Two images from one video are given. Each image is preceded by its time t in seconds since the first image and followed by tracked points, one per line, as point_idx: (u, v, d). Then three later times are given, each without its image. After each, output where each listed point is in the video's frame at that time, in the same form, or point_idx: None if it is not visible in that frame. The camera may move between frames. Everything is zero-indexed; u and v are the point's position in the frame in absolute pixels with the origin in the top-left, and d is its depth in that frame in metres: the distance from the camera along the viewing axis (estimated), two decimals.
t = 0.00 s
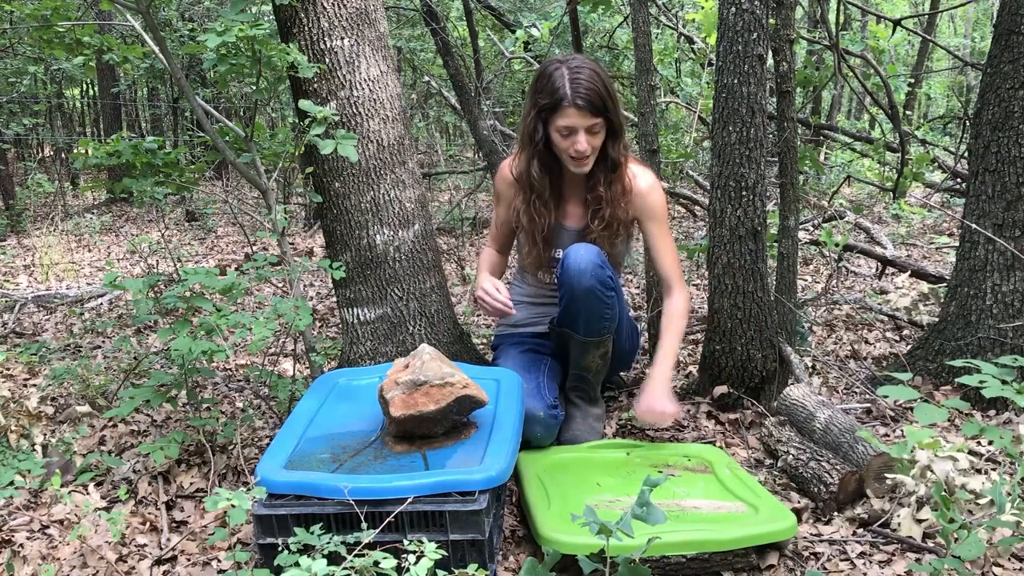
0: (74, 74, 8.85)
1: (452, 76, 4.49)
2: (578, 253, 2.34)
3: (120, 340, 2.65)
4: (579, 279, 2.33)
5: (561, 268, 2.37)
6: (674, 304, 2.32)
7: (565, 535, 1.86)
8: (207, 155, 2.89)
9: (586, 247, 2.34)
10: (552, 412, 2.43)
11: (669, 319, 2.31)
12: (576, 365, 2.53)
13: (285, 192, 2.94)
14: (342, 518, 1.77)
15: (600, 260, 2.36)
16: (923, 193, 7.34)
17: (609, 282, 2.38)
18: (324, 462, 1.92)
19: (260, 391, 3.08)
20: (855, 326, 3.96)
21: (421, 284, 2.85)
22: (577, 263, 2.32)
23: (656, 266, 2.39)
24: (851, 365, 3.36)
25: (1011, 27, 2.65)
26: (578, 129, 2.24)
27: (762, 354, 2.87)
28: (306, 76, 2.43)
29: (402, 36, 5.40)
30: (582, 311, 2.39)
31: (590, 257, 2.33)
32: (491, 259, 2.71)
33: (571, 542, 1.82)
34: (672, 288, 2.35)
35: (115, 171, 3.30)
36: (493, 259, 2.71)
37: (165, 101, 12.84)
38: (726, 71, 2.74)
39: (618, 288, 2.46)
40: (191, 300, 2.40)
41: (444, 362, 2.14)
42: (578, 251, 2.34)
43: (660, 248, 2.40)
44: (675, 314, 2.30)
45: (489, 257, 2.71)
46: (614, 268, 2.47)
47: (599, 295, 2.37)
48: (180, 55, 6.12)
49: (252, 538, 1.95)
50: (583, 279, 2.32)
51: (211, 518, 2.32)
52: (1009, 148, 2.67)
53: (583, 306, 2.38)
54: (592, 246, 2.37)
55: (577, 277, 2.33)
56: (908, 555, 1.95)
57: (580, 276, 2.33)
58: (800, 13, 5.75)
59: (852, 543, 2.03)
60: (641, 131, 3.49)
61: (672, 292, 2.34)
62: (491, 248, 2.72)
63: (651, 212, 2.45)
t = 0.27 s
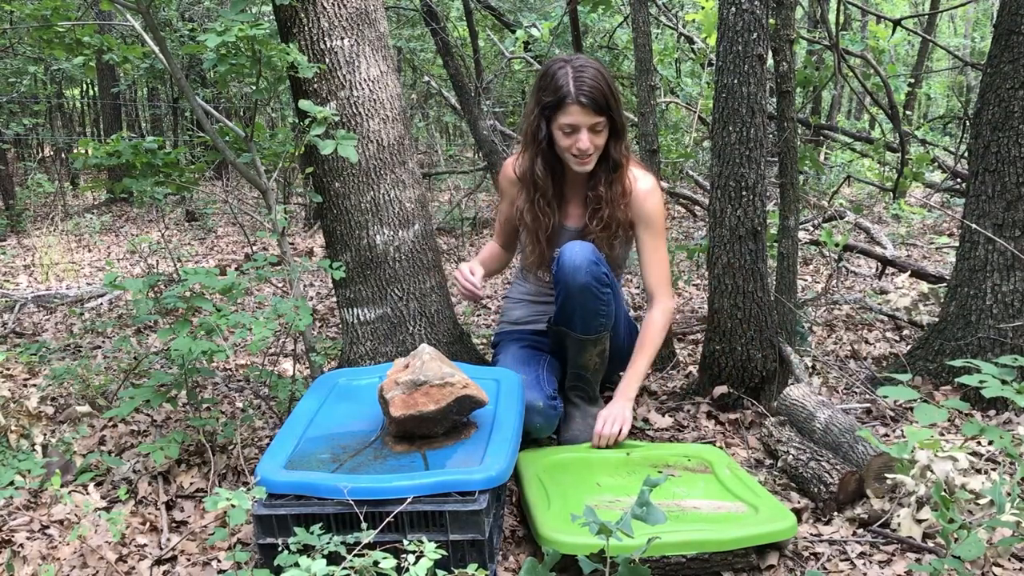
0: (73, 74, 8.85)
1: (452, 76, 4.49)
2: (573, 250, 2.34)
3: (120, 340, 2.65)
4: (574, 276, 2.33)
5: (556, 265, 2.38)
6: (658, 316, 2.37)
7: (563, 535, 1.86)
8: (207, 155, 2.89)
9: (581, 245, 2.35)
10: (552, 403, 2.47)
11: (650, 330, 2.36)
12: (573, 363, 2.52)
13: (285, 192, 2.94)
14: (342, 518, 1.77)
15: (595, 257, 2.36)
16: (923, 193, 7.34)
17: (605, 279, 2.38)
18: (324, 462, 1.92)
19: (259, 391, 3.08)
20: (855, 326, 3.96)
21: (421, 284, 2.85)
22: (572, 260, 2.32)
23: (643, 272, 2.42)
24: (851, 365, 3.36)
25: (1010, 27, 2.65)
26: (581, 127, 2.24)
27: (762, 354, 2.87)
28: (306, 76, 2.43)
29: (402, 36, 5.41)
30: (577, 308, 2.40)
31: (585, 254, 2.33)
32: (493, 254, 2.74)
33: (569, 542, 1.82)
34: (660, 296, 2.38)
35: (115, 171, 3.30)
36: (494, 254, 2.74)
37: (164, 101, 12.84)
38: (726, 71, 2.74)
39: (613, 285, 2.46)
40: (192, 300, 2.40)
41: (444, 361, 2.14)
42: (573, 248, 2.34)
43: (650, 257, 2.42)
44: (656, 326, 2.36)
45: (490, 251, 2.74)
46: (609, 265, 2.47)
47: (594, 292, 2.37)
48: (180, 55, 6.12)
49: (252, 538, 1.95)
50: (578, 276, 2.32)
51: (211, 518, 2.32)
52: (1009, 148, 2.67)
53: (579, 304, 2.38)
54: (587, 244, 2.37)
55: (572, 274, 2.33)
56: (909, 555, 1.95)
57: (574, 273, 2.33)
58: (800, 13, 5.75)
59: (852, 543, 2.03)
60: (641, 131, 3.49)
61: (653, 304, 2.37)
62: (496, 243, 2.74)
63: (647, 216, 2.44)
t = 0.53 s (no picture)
0: (73, 74, 8.85)
1: (452, 76, 4.49)
2: (558, 252, 2.33)
3: (120, 340, 2.65)
4: (559, 277, 2.33)
5: (543, 268, 2.38)
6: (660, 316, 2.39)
7: (562, 537, 1.85)
8: (207, 155, 2.89)
9: (565, 246, 2.34)
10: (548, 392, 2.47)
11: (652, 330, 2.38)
12: (569, 364, 2.53)
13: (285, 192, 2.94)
14: (342, 518, 1.77)
15: (580, 258, 2.35)
16: (923, 193, 7.34)
17: (591, 279, 2.36)
18: (325, 462, 1.92)
19: (260, 391, 3.08)
20: (855, 326, 3.96)
21: (421, 284, 2.85)
22: (556, 262, 2.32)
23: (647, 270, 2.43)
24: (851, 365, 3.36)
25: (1011, 27, 2.65)
26: (589, 125, 2.24)
27: (762, 354, 2.87)
28: (306, 76, 2.43)
29: (402, 36, 5.41)
30: (566, 310, 2.40)
31: (569, 255, 2.32)
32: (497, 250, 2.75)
33: (568, 544, 1.81)
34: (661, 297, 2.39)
35: (115, 170, 3.30)
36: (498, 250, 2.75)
37: (164, 100, 12.84)
38: (726, 71, 2.74)
39: (601, 283, 2.44)
40: (192, 300, 2.40)
41: (445, 361, 2.14)
42: (558, 250, 2.34)
43: (654, 256, 2.43)
44: (658, 326, 2.38)
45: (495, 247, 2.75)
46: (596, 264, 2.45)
47: (580, 293, 2.36)
48: (180, 55, 6.13)
49: (252, 538, 1.95)
50: (563, 277, 2.32)
51: (211, 518, 2.32)
52: (1009, 148, 2.67)
53: (566, 305, 2.38)
54: (571, 245, 2.36)
55: (556, 275, 2.33)
56: (909, 555, 1.95)
57: (559, 275, 2.32)
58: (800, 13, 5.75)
59: (852, 543, 2.03)
60: (641, 131, 3.49)
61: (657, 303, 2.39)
62: (501, 240, 2.75)
63: (648, 217, 2.45)
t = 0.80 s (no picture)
0: (73, 74, 8.85)
1: (452, 76, 4.49)
2: (560, 249, 2.33)
3: (119, 340, 2.65)
4: (561, 275, 2.32)
5: (543, 266, 2.37)
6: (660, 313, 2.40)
7: (559, 537, 1.82)
8: (207, 155, 2.89)
9: (566, 244, 2.33)
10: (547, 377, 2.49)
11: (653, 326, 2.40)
12: (569, 363, 2.55)
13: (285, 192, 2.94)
14: (342, 518, 1.77)
15: (581, 255, 2.35)
16: (923, 193, 7.34)
17: (592, 276, 2.36)
18: (325, 462, 1.92)
19: (259, 391, 3.08)
20: (855, 326, 3.96)
21: (422, 284, 2.85)
22: (558, 259, 2.31)
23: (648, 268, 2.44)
24: (851, 365, 3.36)
25: (1011, 27, 2.64)
26: (588, 125, 2.24)
27: (762, 354, 2.87)
28: (306, 76, 2.43)
29: (402, 36, 5.41)
30: (568, 307, 2.39)
31: (570, 253, 2.32)
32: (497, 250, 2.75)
33: (566, 546, 1.78)
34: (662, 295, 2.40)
35: (115, 170, 3.30)
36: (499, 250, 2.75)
37: (164, 100, 12.84)
38: (726, 71, 2.74)
39: (602, 281, 2.44)
40: (191, 300, 2.40)
41: (445, 361, 2.14)
42: (559, 248, 2.33)
43: (654, 254, 2.45)
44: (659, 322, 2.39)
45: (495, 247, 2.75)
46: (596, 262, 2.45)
47: (582, 291, 2.35)
48: (180, 55, 6.13)
49: (252, 538, 1.95)
50: (564, 275, 2.32)
51: (211, 518, 2.32)
52: (1009, 148, 2.67)
53: (567, 302, 2.38)
54: (572, 243, 2.35)
55: (558, 273, 2.32)
56: (909, 555, 1.95)
57: (560, 272, 2.32)
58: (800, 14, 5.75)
59: (852, 543, 2.03)
60: (641, 131, 3.49)
61: (658, 302, 2.40)
62: (501, 240, 2.75)
63: (649, 216, 2.46)
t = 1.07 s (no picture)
0: (73, 74, 8.85)
1: (452, 76, 4.49)
2: (562, 245, 2.32)
3: (119, 340, 2.65)
4: (562, 270, 2.32)
5: (544, 262, 2.37)
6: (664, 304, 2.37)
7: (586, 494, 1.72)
8: (207, 155, 2.89)
9: (568, 240, 2.33)
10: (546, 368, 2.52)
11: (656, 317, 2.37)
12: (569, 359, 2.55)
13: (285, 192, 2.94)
14: (342, 518, 1.77)
15: (583, 251, 2.35)
16: (923, 193, 7.34)
17: (593, 272, 2.36)
18: (324, 462, 1.92)
19: (260, 391, 3.08)
20: (855, 326, 3.95)
21: (421, 284, 2.85)
22: (559, 255, 2.31)
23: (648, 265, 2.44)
24: (851, 365, 3.36)
25: (1011, 27, 2.64)
26: (581, 125, 2.25)
27: (762, 354, 2.87)
28: (306, 76, 2.43)
29: (402, 36, 5.41)
30: (568, 303, 2.39)
31: (572, 249, 2.31)
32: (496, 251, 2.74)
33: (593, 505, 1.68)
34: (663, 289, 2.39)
35: (115, 170, 3.30)
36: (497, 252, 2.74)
37: (163, 100, 12.83)
38: (726, 70, 2.74)
39: (603, 278, 2.43)
40: (191, 300, 2.40)
41: (445, 362, 2.14)
42: (561, 244, 2.33)
43: (654, 251, 2.45)
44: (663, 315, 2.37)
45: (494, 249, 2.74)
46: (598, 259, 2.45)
47: (583, 286, 2.35)
48: (180, 55, 6.13)
49: (252, 539, 1.95)
50: (566, 271, 2.31)
51: (211, 518, 2.32)
52: (1009, 148, 2.67)
53: (568, 298, 2.37)
54: (575, 239, 2.35)
55: (560, 268, 2.32)
56: (909, 555, 1.95)
57: (562, 268, 2.32)
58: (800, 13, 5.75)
59: (852, 543, 2.03)
60: (641, 131, 3.49)
61: (661, 295, 2.38)
62: (498, 242, 2.75)
63: (647, 213, 2.47)
